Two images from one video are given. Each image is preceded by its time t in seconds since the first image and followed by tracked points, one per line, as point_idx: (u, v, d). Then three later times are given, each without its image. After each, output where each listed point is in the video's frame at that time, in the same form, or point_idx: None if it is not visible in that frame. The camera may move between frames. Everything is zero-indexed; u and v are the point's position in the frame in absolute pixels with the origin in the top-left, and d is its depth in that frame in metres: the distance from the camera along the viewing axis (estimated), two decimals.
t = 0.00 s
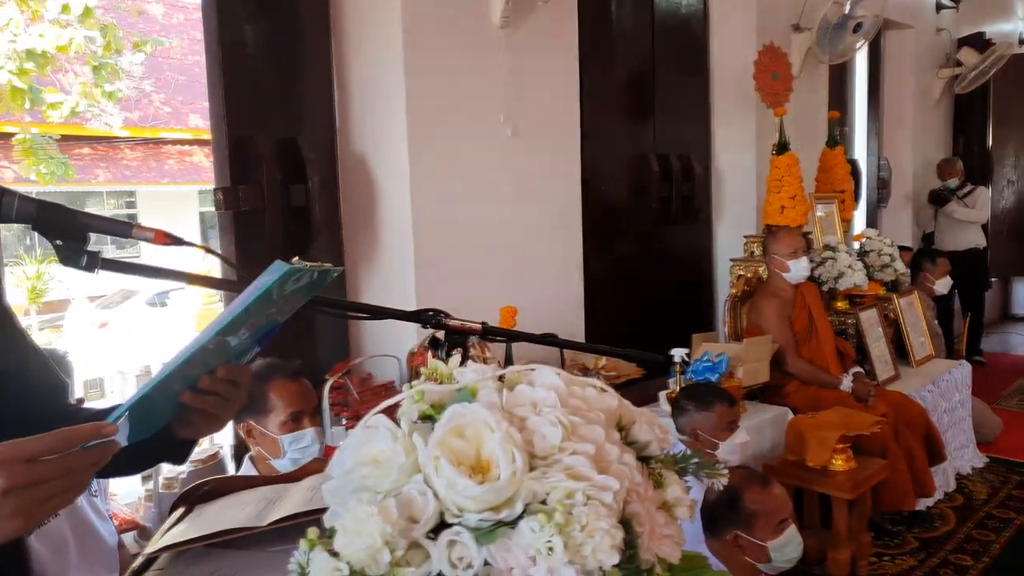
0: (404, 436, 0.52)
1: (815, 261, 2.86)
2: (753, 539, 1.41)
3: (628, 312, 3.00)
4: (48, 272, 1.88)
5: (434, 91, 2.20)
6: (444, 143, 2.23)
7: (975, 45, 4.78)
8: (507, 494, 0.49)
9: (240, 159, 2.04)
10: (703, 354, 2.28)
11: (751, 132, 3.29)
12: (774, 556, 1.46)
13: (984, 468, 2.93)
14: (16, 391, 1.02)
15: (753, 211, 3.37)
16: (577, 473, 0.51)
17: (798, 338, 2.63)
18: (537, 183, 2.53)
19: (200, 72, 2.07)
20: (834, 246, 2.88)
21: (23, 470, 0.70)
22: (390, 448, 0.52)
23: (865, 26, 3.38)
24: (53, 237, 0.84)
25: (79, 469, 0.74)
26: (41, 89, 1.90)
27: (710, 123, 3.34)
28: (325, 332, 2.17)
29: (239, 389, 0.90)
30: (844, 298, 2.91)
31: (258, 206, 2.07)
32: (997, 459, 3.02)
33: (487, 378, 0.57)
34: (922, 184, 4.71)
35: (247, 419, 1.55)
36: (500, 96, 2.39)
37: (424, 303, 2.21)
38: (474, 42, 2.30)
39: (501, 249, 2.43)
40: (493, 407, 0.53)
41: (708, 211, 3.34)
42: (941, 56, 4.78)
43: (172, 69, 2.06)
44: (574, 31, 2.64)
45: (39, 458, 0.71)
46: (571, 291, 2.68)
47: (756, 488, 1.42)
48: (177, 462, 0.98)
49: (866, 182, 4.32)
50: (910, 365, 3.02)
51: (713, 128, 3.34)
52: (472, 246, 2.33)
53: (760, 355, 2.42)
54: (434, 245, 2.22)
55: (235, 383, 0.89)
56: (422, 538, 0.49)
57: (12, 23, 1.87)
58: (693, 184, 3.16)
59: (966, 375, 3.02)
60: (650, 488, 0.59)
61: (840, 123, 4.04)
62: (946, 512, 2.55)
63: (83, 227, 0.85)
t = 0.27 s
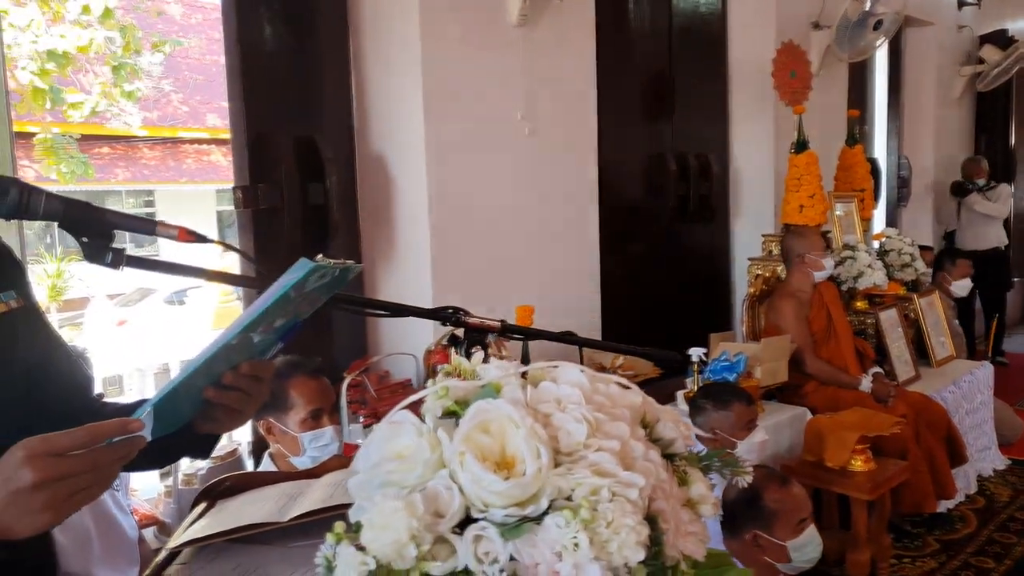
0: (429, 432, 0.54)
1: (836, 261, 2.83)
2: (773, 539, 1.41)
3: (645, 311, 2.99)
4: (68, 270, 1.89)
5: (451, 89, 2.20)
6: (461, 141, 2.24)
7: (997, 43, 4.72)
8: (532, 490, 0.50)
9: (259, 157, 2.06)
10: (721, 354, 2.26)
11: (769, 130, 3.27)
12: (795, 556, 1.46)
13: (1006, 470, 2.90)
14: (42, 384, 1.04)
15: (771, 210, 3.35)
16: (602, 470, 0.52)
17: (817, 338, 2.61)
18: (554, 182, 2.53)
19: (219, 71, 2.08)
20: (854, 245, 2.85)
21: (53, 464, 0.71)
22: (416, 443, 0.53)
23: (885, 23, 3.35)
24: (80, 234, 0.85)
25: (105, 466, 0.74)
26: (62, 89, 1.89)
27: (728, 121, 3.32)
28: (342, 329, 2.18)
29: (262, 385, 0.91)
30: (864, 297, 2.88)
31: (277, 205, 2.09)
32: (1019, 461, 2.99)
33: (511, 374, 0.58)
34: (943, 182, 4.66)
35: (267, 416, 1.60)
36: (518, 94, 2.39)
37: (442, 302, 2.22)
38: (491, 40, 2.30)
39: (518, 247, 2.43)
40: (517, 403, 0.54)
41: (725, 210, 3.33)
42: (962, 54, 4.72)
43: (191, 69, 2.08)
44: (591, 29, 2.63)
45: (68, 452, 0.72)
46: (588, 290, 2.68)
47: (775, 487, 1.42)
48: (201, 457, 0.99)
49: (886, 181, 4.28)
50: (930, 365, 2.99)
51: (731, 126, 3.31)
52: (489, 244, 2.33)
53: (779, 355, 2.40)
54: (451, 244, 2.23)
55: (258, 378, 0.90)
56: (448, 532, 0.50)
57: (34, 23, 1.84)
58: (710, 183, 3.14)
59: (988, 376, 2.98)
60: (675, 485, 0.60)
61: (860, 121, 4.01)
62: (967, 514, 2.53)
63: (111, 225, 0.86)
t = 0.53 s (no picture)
0: (447, 427, 0.55)
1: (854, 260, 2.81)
2: (791, 539, 1.40)
3: (660, 310, 2.98)
4: (86, 268, 1.91)
5: (467, 87, 2.20)
6: (476, 139, 2.24)
7: (1019, 40, 4.66)
8: (552, 485, 0.52)
9: (277, 155, 2.07)
10: (737, 353, 2.25)
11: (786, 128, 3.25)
12: (811, 556, 1.44)
13: None
14: (65, 378, 1.06)
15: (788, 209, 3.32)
16: (621, 466, 0.54)
17: (835, 337, 2.59)
18: (569, 180, 2.52)
19: (235, 71, 2.08)
20: (872, 243, 2.83)
21: (75, 459, 0.72)
22: (436, 438, 0.54)
23: (905, 20, 3.31)
24: (100, 231, 0.86)
25: (127, 459, 0.75)
26: (81, 89, 1.92)
27: (745, 119, 3.30)
28: (358, 327, 2.19)
29: (282, 381, 0.92)
30: (882, 297, 2.86)
31: (293, 204, 2.09)
32: None
33: (530, 369, 0.59)
34: (963, 181, 4.61)
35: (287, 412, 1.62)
36: (533, 92, 2.39)
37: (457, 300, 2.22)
38: (506, 38, 2.30)
39: (534, 246, 2.43)
40: (536, 398, 0.55)
41: (742, 208, 3.30)
42: (983, 51, 4.67)
43: (207, 68, 2.08)
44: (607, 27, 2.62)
45: (90, 447, 0.72)
46: (603, 289, 2.67)
47: (793, 487, 1.41)
48: (220, 452, 1.00)
49: (905, 179, 4.24)
50: (949, 366, 2.96)
51: (748, 125, 3.29)
52: (504, 243, 2.34)
53: (796, 355, 2.39)
54: (467, 242, 2.23)
55: (277, 374, 0.91)
56: (466, 527, 0.52)
57: (54, 23, 1.87)
58: (727, 181, 3.12)
59: (1010, 376, 2.95)
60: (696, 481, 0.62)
61: (878, 119, 3.97)
62: (988, 516, 2.50)
63: (127, 220, 0.86)
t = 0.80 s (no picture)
0: (468, 423, 0.56)
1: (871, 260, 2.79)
2: (808, 540, 1.40)
3: (675, 309, 2.98)
4: (103, 266, 1.90)
5: (483, 86, 2.20)
6: (492, 139, 2.24)
7: None
8: (573, 483, 0.52)
9: (293, 155, 2.08)
10: (753, 353, 2.24)
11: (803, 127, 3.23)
12: (829, 558, 1.43)
13: None
14: (85, 374, 1.08)
15: (804, 208, 3.30)
16: (642, 464, 0.54)
17: (852, 336, 2.58)
18: (585, 179, 2.52)
19: (250, 70, 2.14)
20: (889, 243, 2.80)
21: (99, 457, 0.73)
22: (457, 435, 0.55)
23: (923, 18, 3.30)
24: (122, 229, 0.87)
25: (150, 459, 0.76)
26: (99, 89, 1.91)
27: (760, 118, 3.28)
28: (374, 326, 2.20)
29: (301, 379, 0.93)
30: (899, 297, 2.84)
31: (309, 203, 2.10)
32: None
33: (550, 367, 0.60)
34: (982, 180, 4.56)
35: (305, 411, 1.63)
36: (549, 92, 2.38)
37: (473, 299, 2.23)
38: (522, 38, 2.30)
39: (549, 245, 2.43)
40: (556, 396, 0.56)
41: (758, 208, 3.29)
42: (1003, 49, 4.62)
43: (223, 67, 2.13)
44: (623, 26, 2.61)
45: (114, 445, 0.73)
46: (618, 288, 2.67)
47: (811, 487, 1.40)
48: (240, 448, 1.01)
49: (923, 178, 4.21)
50: (968, 367, 2.93)
51: (764, 124, 3.27)
52: (520, 242, 2.34)
53: (813, 355, 2.37)
54: (482, 242, 2.24)
55: (297, 372, 0.92)
56: (488, 523, 0.53)
57: (73, 24, 1.85)
58: (742, 180, 3.11)
59: None
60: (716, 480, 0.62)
61: (896, 118, 3.94)
62: (1007, 519, 2.48)
63: (149, 219, 0.87)
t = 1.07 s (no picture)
0: (491, 422, 0.58)
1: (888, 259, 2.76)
2: (827, 542, 1.40)
3: (689, 310, 2.96)
4: (119, 265, 1.93)
5: (497, 86, 2.21)
6: (506, 138, 2.24)
7: None
8: (595, 482, 0.54)
9: (309, 155, 2.09)
10: (769, 354, 2.23)
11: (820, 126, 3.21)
12: (848, 562, 1.43)
13: None
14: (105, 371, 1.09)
15: (821, 208, 3.28)
16: (666, 463, 0.55)
17: (869, 337, 2.56)
18: (600, 178, 2.52)
19: (265, 70, 2.14)
20: (907, 242, 2.78)
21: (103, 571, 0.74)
22: (481, 434, 0.57)
23: (942, 15, 3.33)
24: (145, 229, 0.87)
25: (141, 549, 0.76)
26: (115, 89, 1.92)
27: (777, 117, 3.26)
28: (389, 325, 2.21)
29: (322, 378, 0.94)
30: (917, 297, 2.82)
31: (326, 202, 2.11)
32: None
33: (572, 366, 0.62)
34: (1002, 179, 4.51)
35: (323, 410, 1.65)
36: (563, 91, 2.38)
37: (487, 298, 2.23)
38: (537, 37, 2.30)
39: (563, 244, 2.43)
40: (578, 396, 0.58)
41: (773, 208, 3.27)
42: None
43: (239, 67, 2.13)
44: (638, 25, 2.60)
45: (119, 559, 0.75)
46: (633, 287, 2.66)
47: (830, 490, 1.39)
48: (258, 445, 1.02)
49: (942, 178, 4.17)
50: (987, 368, 2.91)
51: (780, 124, 3.26)
52: (534, 241, 2.34)
53: (829, 355, 2.36)
54: (497, 241, 2.24)
55: (319, 372, 0.93)
56: (511, 521, 0.54)
57: (90, 24, 1.86)
58: (758, 180, 3.09)
59: None
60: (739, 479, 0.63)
61: (914, 117, 3.90)
62: None
63: (171, 218, 0.88)
